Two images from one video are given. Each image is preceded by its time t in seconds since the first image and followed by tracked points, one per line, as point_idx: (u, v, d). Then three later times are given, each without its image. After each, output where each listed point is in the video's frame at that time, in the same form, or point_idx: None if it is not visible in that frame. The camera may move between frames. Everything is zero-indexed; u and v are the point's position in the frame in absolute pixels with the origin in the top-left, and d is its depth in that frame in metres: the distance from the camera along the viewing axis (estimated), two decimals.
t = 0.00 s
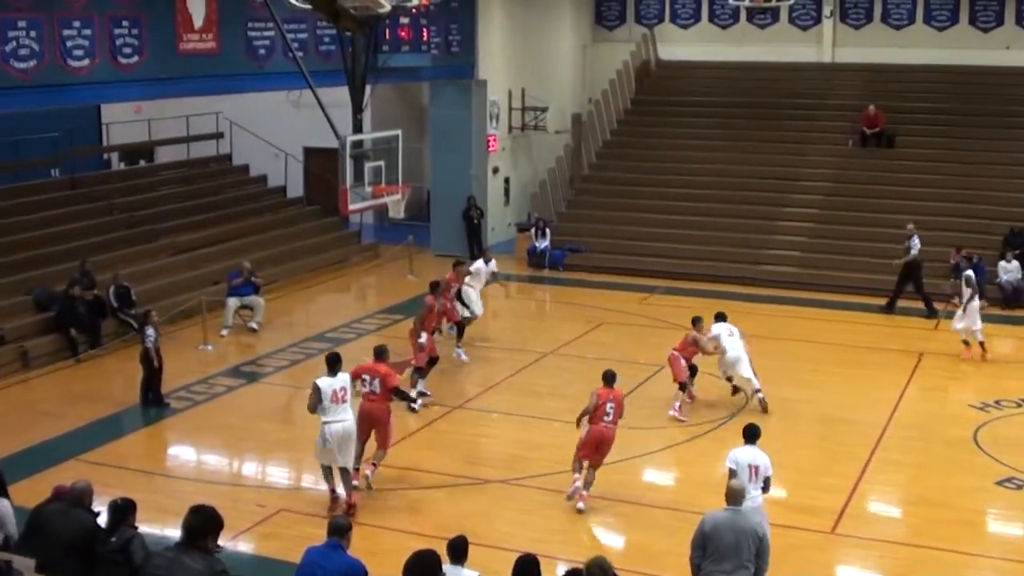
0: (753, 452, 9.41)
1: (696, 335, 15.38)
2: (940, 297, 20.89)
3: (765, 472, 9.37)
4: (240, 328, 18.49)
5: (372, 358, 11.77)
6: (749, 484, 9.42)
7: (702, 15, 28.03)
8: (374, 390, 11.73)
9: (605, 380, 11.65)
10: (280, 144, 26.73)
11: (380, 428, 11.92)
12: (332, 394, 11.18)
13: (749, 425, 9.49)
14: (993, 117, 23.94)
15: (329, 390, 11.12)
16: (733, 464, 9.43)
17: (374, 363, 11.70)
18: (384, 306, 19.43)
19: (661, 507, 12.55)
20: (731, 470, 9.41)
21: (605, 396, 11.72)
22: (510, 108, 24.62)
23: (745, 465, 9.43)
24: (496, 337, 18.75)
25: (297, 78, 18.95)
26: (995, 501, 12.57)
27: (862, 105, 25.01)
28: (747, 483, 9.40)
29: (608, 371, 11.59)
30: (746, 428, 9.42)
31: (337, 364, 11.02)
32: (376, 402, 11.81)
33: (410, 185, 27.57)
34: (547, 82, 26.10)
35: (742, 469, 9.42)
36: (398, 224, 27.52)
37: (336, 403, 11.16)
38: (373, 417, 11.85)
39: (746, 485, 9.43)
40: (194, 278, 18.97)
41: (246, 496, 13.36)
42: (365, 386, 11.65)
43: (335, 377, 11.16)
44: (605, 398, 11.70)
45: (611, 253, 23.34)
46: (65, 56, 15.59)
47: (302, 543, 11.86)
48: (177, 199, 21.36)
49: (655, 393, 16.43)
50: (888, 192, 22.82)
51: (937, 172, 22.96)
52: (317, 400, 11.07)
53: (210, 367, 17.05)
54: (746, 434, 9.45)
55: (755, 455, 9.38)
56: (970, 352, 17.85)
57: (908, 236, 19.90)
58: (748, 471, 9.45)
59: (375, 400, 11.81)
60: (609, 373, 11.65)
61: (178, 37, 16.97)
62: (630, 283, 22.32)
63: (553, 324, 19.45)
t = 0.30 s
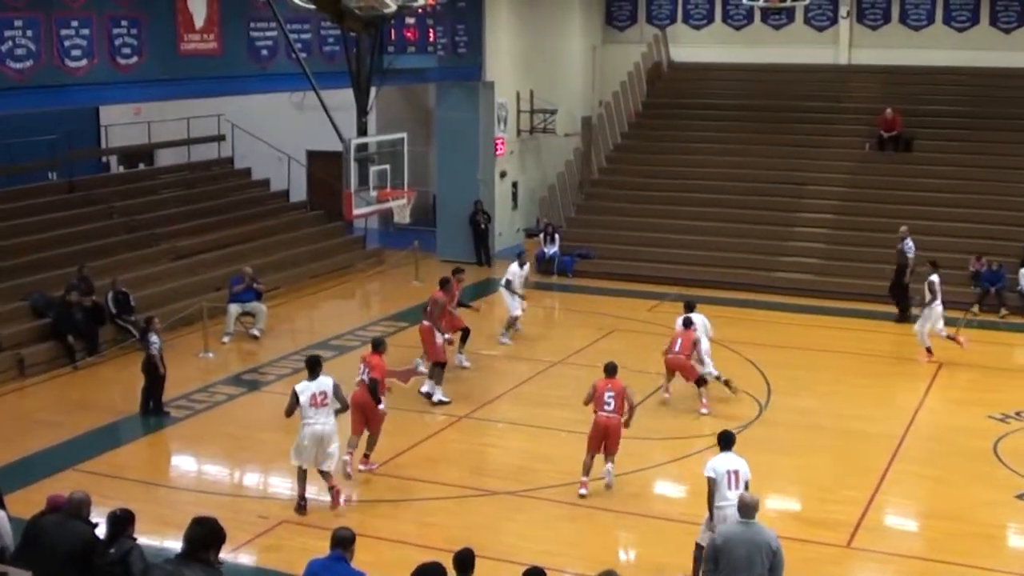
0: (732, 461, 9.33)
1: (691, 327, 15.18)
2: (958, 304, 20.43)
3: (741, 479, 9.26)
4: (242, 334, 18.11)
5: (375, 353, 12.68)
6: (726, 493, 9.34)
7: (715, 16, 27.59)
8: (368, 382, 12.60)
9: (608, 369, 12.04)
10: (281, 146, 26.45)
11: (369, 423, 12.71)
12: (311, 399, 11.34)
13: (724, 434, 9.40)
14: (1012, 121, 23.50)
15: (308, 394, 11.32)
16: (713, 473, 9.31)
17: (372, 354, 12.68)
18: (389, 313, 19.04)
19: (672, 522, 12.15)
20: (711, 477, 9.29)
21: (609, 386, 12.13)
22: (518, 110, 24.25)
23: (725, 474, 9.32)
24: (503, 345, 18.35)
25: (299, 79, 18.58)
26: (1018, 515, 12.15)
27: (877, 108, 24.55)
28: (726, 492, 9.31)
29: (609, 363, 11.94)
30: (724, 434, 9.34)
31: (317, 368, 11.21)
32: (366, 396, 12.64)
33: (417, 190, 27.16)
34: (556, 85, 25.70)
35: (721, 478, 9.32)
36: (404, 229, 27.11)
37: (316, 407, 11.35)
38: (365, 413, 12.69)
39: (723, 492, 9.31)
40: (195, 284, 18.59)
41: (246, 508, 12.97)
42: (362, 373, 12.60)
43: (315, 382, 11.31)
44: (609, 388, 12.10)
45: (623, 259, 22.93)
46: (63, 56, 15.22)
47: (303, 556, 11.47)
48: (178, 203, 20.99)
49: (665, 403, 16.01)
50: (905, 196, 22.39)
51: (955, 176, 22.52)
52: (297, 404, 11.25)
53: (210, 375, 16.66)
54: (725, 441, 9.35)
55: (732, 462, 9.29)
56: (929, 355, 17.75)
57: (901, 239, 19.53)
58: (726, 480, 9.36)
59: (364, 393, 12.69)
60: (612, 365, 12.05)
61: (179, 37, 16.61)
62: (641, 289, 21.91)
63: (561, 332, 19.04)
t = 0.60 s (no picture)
0: (714, 456, 9.67)
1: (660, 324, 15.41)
2: (982, 312, 19.97)
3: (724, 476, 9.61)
4: (251, 341, 17.79)
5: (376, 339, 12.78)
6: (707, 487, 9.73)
7: (735, 16, 27.23)
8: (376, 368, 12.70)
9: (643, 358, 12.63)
10: (291, 150, 26.09)
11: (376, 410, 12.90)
12: (319, 392, 11.91)
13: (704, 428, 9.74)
14: None
15: (316, 387, 11.91)
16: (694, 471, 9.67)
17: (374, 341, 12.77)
18: (402, 319, 18.70)
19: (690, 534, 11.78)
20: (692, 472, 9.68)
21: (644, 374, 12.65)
22: (533, 113, 23.94)
23: (706, 470, 9.69)
24: (516, 353, 17.99)
25: (310, 81, 18.26)
26: None
27: (902, 110, 24.11)
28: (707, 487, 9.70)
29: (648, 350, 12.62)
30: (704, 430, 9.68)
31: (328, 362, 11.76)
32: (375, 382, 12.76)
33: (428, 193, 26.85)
34: (573, 88, 25.35)
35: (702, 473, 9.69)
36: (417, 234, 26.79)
37: (318, 400, 11.89)
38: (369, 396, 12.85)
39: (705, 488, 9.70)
40: (203, 290, 18.29)
41: (254, 518, 12.64)
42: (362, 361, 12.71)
43: (326, 376, 11.89)
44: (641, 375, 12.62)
45: (642, 265, 22.56)
46: (69, 57, 14.92)
47: (312, 569, 11.13)
48: (187, 207, 20.71)
49: (682, 413, 15.64)
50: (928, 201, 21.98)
51: (979, 180, 22.09)
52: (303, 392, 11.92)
53: (219, 382, 16.34)
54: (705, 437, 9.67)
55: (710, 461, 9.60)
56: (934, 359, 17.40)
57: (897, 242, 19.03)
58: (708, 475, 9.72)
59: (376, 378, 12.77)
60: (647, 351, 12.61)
61: (187, 38, 16.31)
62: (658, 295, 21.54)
63: (577, 339, 18.68)
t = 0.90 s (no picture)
0: (707, 461, 9.42)
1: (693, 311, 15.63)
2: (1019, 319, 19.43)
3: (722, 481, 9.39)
4: (266, 346, 17.34)
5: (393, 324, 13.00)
6: (702, 493, 9.42)
7: (765, 11, 26.49)
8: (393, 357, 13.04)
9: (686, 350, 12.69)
10: (307, 149, 25.82)
11: (393, 394, 13.29)
12: (355, 381, 11.78)
13: (699, 434, 9.50)
14: None
15: (354, 375, 11.79)
16: (687, 475, 9.40)
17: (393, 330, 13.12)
18: (421, 324, 18.22)
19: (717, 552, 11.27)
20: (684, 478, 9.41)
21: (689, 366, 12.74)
22: (557, 112, 23.52)
23: (699, 475, 9.41)
24: (538, 359, 17.50)
25: (327, 79, 17.83)
26: None
27: (938, 109, 23.45)
28: (701, 492, 9.39)
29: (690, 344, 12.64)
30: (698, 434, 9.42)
31: (368, 351, 11.66)
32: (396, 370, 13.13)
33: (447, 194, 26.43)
34: (598, 86, 24.85)
35: (695, 479, 9.41)
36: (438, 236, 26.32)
37: (355, 390, 11.77)
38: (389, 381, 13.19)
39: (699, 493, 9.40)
40: (217, 293, 17.88)
41: (266, 528, 12.18)
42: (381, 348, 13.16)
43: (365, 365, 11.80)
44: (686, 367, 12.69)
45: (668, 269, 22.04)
46: (78, 53, 14.51)
47: None
48: (200, 207, 20.35)
49: (708, 421, 15.11)
50: (963, 203, 21.37)
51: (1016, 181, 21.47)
52: (340, 378, 11.80)
53: (233, 388, 15.89)
54: (700, 441, 9.43)
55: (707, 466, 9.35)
56: (913, 358, 17.16)
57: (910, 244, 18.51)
58: (702, 480, 9.44)
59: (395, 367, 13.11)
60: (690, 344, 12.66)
61: (200, 35, 15.88)
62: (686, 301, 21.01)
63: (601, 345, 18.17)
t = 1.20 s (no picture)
0: (700, 455, 9.41)
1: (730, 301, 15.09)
2: None
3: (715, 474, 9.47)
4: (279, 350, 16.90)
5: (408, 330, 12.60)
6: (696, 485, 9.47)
7: (794, 6, 25.86)
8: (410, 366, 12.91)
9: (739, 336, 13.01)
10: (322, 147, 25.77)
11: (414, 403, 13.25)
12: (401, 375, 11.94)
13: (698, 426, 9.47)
14: None
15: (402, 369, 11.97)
16: (682, 468, 9.45)
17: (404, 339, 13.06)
18: (438, 327, 17.75)
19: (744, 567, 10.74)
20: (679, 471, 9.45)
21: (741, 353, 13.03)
22: (578, 108, 23.13)
23: (693, 468, 9.44)
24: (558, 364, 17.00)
25: (342, 74, 17.40)
26: None
27: (974, 105, 22.79)
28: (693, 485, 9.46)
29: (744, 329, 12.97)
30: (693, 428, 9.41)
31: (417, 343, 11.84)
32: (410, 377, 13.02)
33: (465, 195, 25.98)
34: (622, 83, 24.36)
35: (689, 471, 9.45)
36: (457, 237, 25.86)
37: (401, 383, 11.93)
38: (397, 369, 12.98)
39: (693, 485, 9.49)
40: (228, 295, 17.48)
41: (277, 537, 11.71)
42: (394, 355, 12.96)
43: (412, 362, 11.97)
44: (739, 353, 13.01)
45: (696, 273, 21.51)
46: (86, 46, 14.06)
47: None
48: (211, 207, 19.98)
49: (735, 429, 14.60)
50: (1000, 203, 20.76)
51: None
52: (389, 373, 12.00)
53: (244, 392, 15.45)
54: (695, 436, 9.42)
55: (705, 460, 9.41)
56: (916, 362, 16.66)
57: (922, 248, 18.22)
58: (696, 472, 9.47)
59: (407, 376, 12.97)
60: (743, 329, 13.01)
61: (211, 28, 15.44)
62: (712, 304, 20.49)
63: (623, 350, 17.65)
